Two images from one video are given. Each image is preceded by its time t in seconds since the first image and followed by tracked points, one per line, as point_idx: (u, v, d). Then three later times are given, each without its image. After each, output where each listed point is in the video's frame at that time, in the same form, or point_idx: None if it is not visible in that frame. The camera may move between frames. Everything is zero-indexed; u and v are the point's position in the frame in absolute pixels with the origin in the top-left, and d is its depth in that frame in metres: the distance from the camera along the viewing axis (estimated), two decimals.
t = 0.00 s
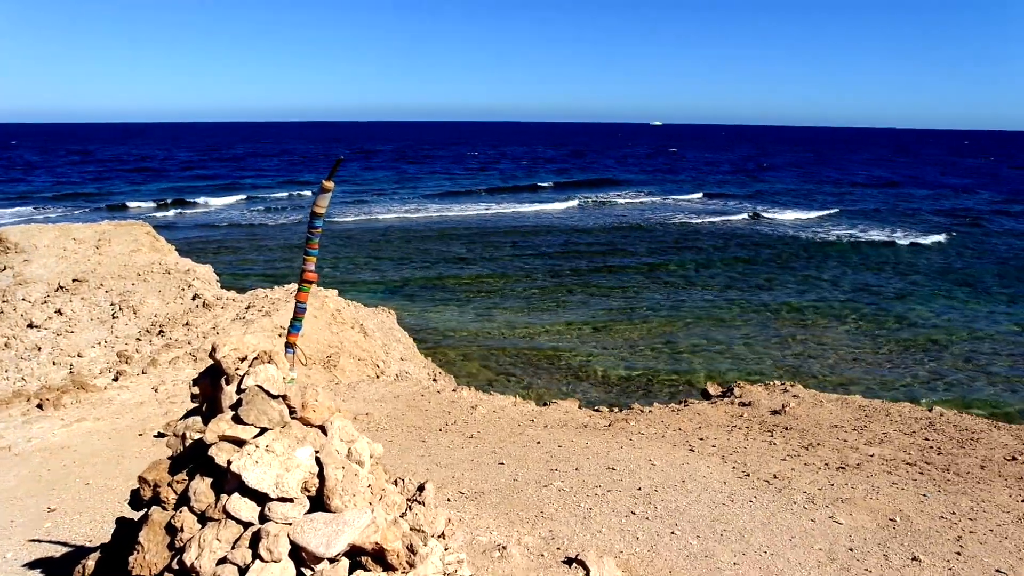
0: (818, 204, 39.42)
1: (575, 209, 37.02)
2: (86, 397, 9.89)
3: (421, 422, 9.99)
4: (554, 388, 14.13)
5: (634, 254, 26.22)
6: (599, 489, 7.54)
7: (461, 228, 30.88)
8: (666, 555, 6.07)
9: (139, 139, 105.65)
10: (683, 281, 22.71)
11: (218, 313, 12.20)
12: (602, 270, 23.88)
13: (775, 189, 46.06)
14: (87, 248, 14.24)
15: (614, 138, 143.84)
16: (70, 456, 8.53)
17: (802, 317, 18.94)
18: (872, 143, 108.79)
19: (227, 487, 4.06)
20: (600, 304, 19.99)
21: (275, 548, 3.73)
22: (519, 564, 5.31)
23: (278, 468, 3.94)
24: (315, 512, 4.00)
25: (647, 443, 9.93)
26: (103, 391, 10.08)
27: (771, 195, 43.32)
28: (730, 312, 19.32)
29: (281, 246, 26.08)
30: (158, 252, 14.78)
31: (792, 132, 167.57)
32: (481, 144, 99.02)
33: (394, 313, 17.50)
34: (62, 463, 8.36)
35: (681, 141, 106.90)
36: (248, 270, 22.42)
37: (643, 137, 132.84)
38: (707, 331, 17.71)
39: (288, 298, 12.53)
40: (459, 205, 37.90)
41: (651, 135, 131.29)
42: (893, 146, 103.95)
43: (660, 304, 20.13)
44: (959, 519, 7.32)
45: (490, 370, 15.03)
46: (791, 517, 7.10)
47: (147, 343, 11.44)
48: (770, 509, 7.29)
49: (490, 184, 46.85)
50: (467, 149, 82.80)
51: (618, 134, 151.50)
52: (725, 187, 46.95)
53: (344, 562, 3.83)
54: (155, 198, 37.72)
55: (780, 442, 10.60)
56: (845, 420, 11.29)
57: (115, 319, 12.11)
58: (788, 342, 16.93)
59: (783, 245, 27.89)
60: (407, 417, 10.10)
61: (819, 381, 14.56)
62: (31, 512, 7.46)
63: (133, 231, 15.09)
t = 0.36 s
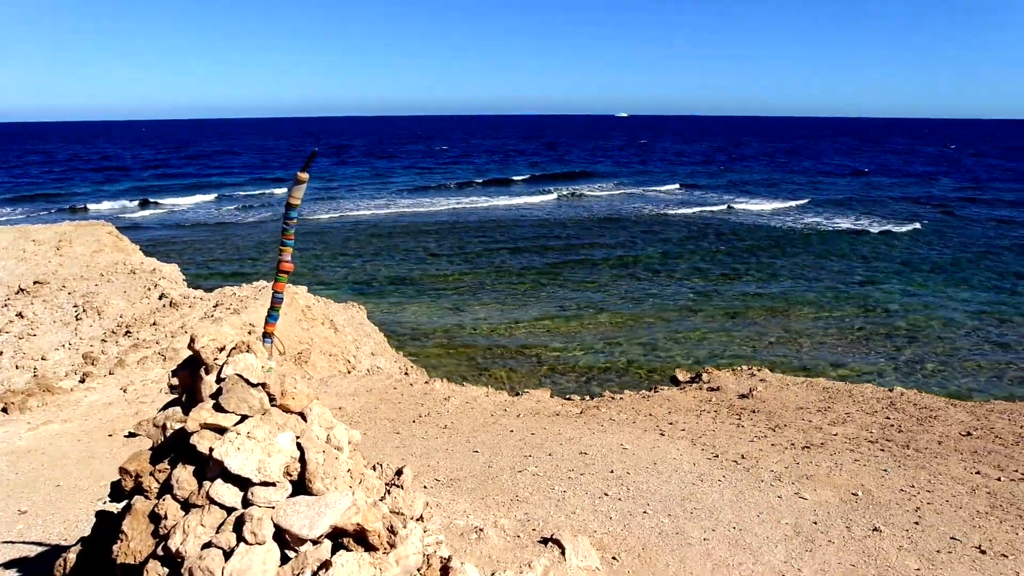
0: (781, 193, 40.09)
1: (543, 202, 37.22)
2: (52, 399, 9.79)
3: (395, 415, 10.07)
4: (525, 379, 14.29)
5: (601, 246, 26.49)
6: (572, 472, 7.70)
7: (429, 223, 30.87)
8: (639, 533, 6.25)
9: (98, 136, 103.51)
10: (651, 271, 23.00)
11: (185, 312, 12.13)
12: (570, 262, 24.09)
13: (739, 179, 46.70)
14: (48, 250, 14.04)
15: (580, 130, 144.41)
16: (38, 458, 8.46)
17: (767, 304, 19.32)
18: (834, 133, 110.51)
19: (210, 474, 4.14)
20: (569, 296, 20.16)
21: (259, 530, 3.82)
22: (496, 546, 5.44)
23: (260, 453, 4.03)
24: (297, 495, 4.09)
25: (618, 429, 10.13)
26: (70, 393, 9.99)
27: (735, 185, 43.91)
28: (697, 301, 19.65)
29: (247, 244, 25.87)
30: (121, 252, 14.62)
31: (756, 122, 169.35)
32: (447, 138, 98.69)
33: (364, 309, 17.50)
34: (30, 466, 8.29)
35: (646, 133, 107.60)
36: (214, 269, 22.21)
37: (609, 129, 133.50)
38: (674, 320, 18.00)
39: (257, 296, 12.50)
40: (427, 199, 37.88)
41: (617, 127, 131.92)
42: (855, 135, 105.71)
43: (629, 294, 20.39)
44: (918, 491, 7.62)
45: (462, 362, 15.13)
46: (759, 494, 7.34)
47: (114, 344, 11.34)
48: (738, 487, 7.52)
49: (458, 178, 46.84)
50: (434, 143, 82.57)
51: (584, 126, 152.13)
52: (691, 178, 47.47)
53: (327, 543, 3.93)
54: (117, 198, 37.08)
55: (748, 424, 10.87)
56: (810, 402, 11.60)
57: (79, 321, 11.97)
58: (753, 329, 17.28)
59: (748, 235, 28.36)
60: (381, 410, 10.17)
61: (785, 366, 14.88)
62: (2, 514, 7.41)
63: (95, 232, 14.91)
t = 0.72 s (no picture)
0: (735, 190, 40.82)
1: (500, 200, 37.31)
2: None
3: (353, 415, 10.08)
4: (483, 377, 14.39)
5: (559, 244, 26.71)
6: (530, 466, 7.83)
7: (386, 223, 30.73)
8: (594, 522, 6.41)
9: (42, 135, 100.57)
10: (608, 269, 23.29)
11: (137, 315, 11.94)
12: (528, 260, 24.24)
13: (694, 177, 47.40)
14: None
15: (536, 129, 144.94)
16: None
17: (721, 299, 19.72)
18: (784, 131, 112.84)
19: (168, 472, 4.16)
20: (528, 294, 20.30)
21: (218, 525, 3.86)
22: (455, 537, 5.53)
23: (218, 449, 4.05)
24: (256, 490, 4.13)
25: (575, 423, 10.30)
26: (17, 400, 9.78)
27: (690, 182, 44.56)
28: (653, 297, 19.98)
29: (200, 246, 25.50)
30: (67, 254, 14.31)
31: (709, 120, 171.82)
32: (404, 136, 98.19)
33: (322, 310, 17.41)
34: None
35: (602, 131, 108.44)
36: (166, 272, 21.85)
37: (565, 127, 134.23)
38: (630, 316, 18.29)
39: (211, 298, 12.37)
40: (384, 199, 37.69)
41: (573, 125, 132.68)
42: (805, 132, 108.03)
43: (586, 291, 20.63)
44: (861, 474, 7.93)
45: (421, 362, 15.15)
46: (711, 481, 7.56)
47: (62, 349, 11.13)
48: (692, 475, 7.73)
49: (415, 177, 46.67)
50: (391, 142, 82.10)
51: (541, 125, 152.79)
52: (646, 175, 48.02)
53: (287, 537, 3.99)
54: (62, 200, 36.14)
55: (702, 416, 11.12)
56: (761, 392, 11.92)
57: (25, 326, 11.70)
58: (707, 323, 17.64)
59: (703, 231, 28.85)
60: (340, 410, 10.17)
61: (738, 360, 15.23)
62: None
63: (40, 234, 14.57)
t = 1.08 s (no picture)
0: (695, 206, 41.46)
1: (463, 218, 37.38)
2: None
3: (313, 434, 10.02)
4: (445, 394, 14.39)
5: (522, 261, 26.85)
6: (488, 482, 7.87)
7: (349, 241, 30.62)
8: (550, 535, 6.47)
9: None
10: (570, 284, 23.48)
11: (91, 336, 11.75)
12: (492, 277, 24.33)
13: (656, 193, 48.06)
14: None
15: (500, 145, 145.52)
16: None
17: (680, 313, 20.01)
18: (744, 147, 114.99)
19: (114, 493, 4.17)
20: (491, 310, 20.36)
21: (165, 546, 3.85)
22: (410, 554, 5.55)
23: (166, 469, 4.07)
24: (205, 510, 4.13)
25: (535, 438, 10.38)
26: None
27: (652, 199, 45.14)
28: (614, 313, 20.21)
29: (159, 266, 25.14)
30: (19, 274, 14.04)
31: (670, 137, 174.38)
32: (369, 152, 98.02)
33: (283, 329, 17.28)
34: None
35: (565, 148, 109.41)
36: (124, 292, 21.51)
37: (529, 144, 135.06)
38: (592, 331, 18.46)
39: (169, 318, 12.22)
40: (347, 217, 37.54)
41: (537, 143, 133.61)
42: (764, 149, 110.26)
43: (549, 307, 20.76)
44: (812, 483, 8.12)
45: (383, 380, 15.11)
46: (666, 493, 7.68)
47: (12, 371, 10.90)
48: (648, 488, 7.84)
49: (378, 195, 46.56)
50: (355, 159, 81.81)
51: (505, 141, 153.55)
52: (609, 192, 48.53)
53: (236, 557, 3.96)
54: (14, 219, 35.37)
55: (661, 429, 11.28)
56: (718, 405, 12.12)
57: None
58: (667, 338, 17.89)
59: (664, 247, 29.24)
60: (299, 430, 10.11)
61: (697, 374, 15.46)
62: None
63: None
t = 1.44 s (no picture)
0: (673, 215, 41.75)
1: (442, 223, 37.36)
2: None
3: (281, 438, 10.02)
4: (417, 399, 14.41)
5: (500, 267, 26.90)
6: (448, 485, 7.94)
7: (327, 245, 30.51)
8: (505, 538, 6.56)
9: None
10: (547, 290, 23.59)
11: (58, 339, 11.66)
12: (469, 283, 24.37)
13: (636, 201, 48.33)
14: None
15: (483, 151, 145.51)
16: None
17: (654, 321, 20.20)
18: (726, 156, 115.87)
19: (58, 493, 4.31)
20: (468, 316, 20.37)
21: (108, 545, 3.99)
22: (363, 556, 5.61)
23: (112, 469, 4.20)
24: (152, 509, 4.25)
25: (503, 443, 10.46)
26: None
27: (632, 207, 45.38)
28: (588, 319, 20.35)
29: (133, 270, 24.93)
30: None
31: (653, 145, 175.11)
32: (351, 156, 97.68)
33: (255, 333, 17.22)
34: None
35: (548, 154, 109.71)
36: (96, 295, 21.32)
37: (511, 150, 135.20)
38: (566, 338, 18.58)
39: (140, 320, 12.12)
40: (325, 221, 37.40)
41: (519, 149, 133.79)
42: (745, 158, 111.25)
43: (525, 313, 20.84)
44: (768, 487, 8.27)
45: (355, 384, 15.11)
46: (624, 497, 7.80)
47: None
48: (606, 491, 7.95)
49: (358, 199, 46.43)
50: (336, 162, 81.40)
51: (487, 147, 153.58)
52: (589, 200, 48.70)
53: (182, 556, 4.07)
54: None
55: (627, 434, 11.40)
56: (684, 411, 12.28)
57: None
58: (639, 345, 18.05)
59: (642, 255, 29.45)
60: (267, 433, 10.11)
61: (667, 381, 15.63)
62: None
63: None
